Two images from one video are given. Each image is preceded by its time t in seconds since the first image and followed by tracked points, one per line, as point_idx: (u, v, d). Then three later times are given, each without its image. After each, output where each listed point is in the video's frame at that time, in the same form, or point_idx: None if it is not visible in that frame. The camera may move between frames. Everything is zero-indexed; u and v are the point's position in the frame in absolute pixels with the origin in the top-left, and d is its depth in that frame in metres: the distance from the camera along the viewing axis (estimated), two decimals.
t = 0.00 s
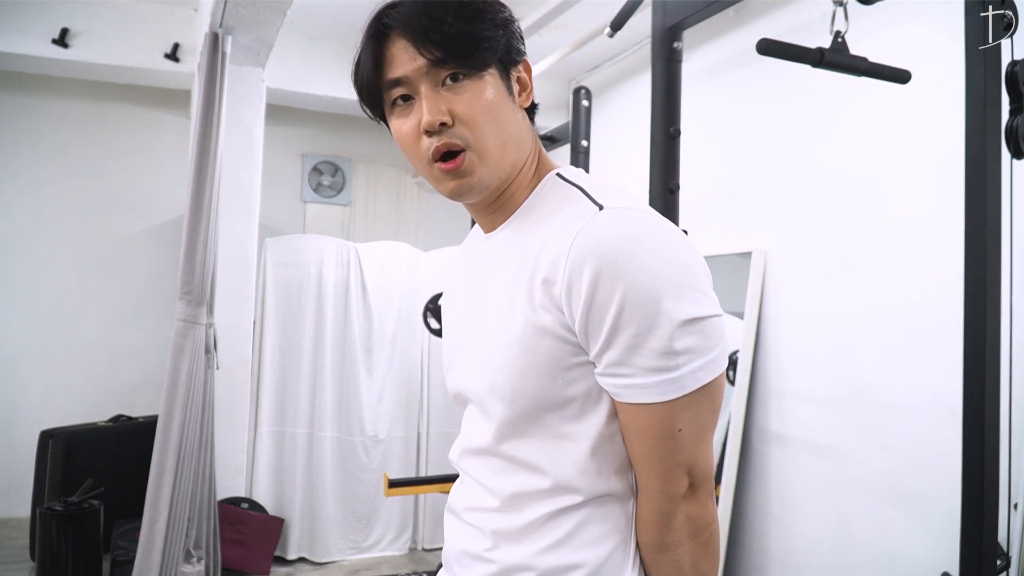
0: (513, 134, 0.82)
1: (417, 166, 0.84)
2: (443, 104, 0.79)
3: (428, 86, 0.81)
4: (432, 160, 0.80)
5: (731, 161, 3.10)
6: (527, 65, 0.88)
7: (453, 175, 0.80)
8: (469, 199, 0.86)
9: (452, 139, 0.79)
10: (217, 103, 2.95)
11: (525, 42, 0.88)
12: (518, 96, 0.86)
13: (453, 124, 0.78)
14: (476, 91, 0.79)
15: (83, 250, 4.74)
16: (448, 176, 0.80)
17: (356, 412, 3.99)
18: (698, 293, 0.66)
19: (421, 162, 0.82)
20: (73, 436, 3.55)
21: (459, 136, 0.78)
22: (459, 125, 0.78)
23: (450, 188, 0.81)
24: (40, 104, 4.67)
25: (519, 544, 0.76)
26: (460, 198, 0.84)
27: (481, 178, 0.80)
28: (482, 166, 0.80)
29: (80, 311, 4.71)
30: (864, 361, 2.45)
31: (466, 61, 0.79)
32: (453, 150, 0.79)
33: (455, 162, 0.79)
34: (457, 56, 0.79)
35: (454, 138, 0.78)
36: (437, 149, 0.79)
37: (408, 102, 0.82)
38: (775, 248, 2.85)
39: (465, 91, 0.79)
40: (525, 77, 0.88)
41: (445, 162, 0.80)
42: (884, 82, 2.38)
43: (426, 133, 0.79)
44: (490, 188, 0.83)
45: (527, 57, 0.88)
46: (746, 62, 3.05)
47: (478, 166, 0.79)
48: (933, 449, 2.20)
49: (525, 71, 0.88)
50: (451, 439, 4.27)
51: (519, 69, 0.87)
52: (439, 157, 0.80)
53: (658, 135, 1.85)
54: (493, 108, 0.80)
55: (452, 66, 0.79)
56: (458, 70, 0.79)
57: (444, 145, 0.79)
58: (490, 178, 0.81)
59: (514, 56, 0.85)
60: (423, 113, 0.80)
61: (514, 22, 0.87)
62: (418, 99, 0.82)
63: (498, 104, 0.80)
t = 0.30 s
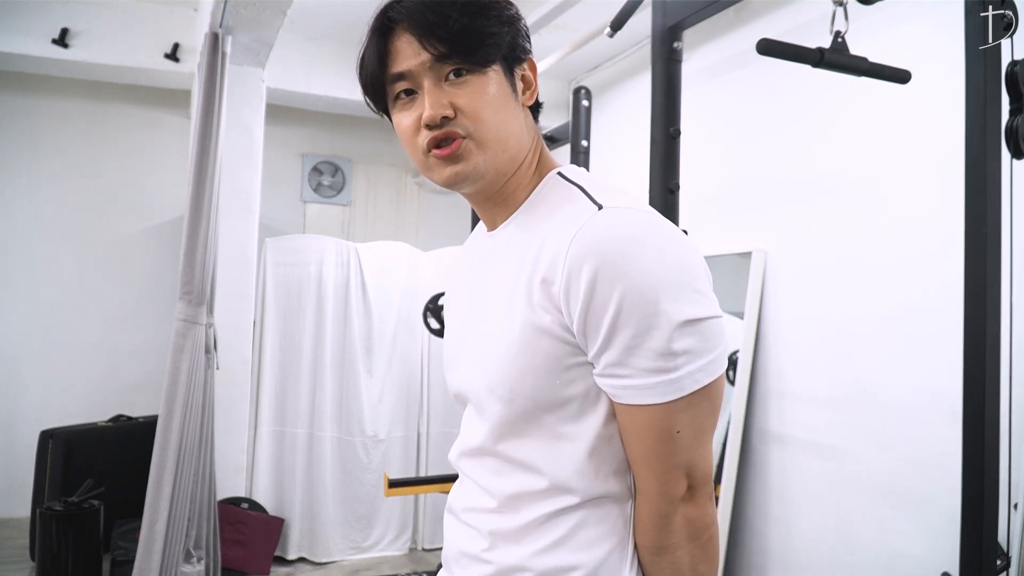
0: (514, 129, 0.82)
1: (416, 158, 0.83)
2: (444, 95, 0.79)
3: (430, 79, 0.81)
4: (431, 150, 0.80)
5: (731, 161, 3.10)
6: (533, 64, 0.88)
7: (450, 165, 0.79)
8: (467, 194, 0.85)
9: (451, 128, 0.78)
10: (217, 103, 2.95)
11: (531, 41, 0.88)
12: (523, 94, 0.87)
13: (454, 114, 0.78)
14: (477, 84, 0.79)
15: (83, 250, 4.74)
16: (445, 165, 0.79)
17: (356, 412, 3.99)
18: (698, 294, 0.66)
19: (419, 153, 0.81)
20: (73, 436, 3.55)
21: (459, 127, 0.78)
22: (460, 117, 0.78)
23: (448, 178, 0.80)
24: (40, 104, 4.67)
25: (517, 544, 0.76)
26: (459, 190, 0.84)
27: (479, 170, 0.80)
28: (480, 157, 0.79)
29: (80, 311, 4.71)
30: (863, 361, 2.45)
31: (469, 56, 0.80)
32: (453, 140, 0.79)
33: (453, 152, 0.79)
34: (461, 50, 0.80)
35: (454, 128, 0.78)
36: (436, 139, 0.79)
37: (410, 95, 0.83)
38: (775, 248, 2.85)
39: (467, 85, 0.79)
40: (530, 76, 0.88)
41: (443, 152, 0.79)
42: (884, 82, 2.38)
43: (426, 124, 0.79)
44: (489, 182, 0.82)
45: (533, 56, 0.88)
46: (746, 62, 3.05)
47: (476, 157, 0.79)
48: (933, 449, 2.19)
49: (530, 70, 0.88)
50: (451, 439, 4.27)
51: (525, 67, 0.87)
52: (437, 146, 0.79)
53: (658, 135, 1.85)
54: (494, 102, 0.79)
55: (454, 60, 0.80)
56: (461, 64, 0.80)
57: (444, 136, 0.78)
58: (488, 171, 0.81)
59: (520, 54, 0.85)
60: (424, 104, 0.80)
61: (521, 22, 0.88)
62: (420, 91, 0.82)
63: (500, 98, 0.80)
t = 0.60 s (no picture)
0: (525, 115, 0.82)
1: (425, 136, 0.84)
2: (457, 75, 0.79)
3: (443, 58, 0.81)
4: (441, 129, 0.80)
5: (730, 161, 3.10)
6: (548, 56, 0.88)
7: (457, 146, 0.79)
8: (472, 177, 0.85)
9: (461, 109, 0.78)
10: (217, 103, 2.95)
11: (550, 33, 0.88)
12: (536, 83, 0.86)
13: (465, 94, 0.78)
14: (491, 67, 0.79)
15: (82, 250, 4.74)
16: (453, 145, 0.79)
17: (356, 412, 3.99)
18: (702, 293, 0.66)
19: (429, 131, 0.82)
20: (73, 436, 3.55)
21: (470, 108, 0.78)
22: (471, 96, 0.78)
23: (454, 158, 0.80)
24: (40, 104, 4.67)
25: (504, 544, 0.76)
26: (466, 172, 0.84)
27: (486, 153, 0.80)
28: (488, 139, 0.79)
29: (80, 311, 4.71)
30: (863, 361, 2.45)
31: (484, 38, 0.79)
32: (463, 119, 0.79)
33: (462, 131, 0.79)
34: (477, 31, 0.79)
35: (464, 108, 0.78)
36: (446, 118, 0.79)
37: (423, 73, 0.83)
38: (775, 248, 2.84)
39: (481, 66, 0.79)
40: (546, 67, 0.88)
41: (452, 132, 0.79)
42: (884, 82, 2.38)
43: (436, 101, 0.79)
44: (495, 166, 0.83)
45: (551, 47, 0.88)
46: (746, 62, 3.05)
47: (484, 139, 0.79)
48: (933, 449, 2.19)
49: (545, 62, 0.87)
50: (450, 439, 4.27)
51: (540, 58, 0.87)
52: (447, 125, 0.79)
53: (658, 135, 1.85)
54: (506, 86, 0.79)
55: (469, 41, 0.80)
56: (476, 44, 0.80)
57: (454, 114, 0.79)
58: (495, 153, 0.81)
59: (536, 44, 0.85)
60: (436, 82, 0.80)
61: (542, 14, 0.88)
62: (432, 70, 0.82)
63: (513, 83, 0.80)
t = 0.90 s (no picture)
0: (564, 103, 0.81)
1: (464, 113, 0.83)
2: (500, 58, 0.78)
3: (489, 39, 0.79)
4: (479, 109, 0.80)
5: (731, 160, 3.10)
6: (597, 47, 0.85)
7: (493, 127, 0.79)
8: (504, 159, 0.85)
9: (500, 91, 0.78)
10: (217, 103, 2.95)
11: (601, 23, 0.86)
12: (579, 74, 0.84)
13: (506, 77, 0.77)
14: (535, 52, 0.78)
15: (82, 250, 4.73)
16: (487, 125, 0.79)
17: (356, 412, 4.00)
18: (716, 299, 0.66)
19: (467, 109, 0.82)
20: (73, 436, 3.55)
21: (507, 91, 0.77)
22: (511, 80, 0.77)
23: (488, 137, 0.80)
24: (39, 103, 4.66)
25: (468, 551, 0.71)
26: (498, 152, 0.84)
27: (519, 136, 0.80)
28: (522, 124, 0.79)
29: (80, 311, 4.71)
30: (863, 362, 2.45)
31: (532, 23, 0.78)
32: (500, 103, 0.78)
33: (499, 113, 0.78)
34: (526, 16, 0.77)
35: (503, 91, 0.77)
36: (484, 99, 0.79)
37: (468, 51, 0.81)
38: (775, 248, 2.84)
39: (524, 51, 0.78)
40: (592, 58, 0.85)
41: (489, 112, 0.79)
42: (884, 82, 2.38)
43: (477, 83, 0.79)
44: (527, 150, 0.82)
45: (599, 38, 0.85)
46: (746, 62, 3.05)
47: (518, 122, 0.79)
48: (933, 449, 2.19)
49: (593, 53, 0.85)
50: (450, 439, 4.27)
51: (587, 49, 0.84)
52: (484, 105, 0.79)
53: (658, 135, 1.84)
54: (548, 74, 0.78)
55: (518, 25, 0.78)
56: (523, 29, 0.78)
57: (493, 97, 0.78)
58: (528, 138, 0.80)
59: (585, 34, 0.82)
60: (479, 63, 0.79)
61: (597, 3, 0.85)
62: (478, 49, 0.80)
63: (556, 70, 0.79)
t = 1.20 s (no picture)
0: (587, 100, 0.78)
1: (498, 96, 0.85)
2: (528, 48, 0.77)
3: (523, 31, 0.78)
4: (503, 95, 0.80)
5: (731, 160, 3.10)
6: (642, 51, 0.81)
7: (512, 114, 0.80)
8: (525, 147, 0.85)
9: (521, 81, 0.78)
10: (217, 103, 2.95)
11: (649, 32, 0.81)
12: (614, 77, 0.80)
13: (530, 68, 0.77)
14: (564, 48, 0.76)
15: (82, 250, 4.73)
16: (508, 112, 0.80)
17: (356, 412, 4.00)
18: (712, 301, 0.66)
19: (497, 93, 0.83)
20: (73, 436, 3.54)
21: (528, 83, 0.77)
22: (534, 74, 0.77)
23: (508, 124, 0.81)
24: (39, 103, 4.66)
25: (453, 550, 0.70)
26: (519, 140, 0.84)
27: (534, 126, 0.80)
28: (538, 115, 0.79)
29: (80, 311, 4.71)
30: (863, 362, 2.45)
31: (565, 22, 0.76)
32: (521, 92, 0.78)
33: (518, 101, 0.79)
34: (561, 12, 0.76)
35: (524, 81, 0.78)
36: (508, 87, 0.79)
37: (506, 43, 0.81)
38: (775, 248, 2.85)
39: (553, 46, 0.76)
40: (634, 64, 0.80)
41: (510, 101, 0.80)
42: (884, 82, 2.38)
43: (504, 69, 0.79)
44: (544, 142, 0.82)
45: (644, 46, 0.80)
46: (745, 62, 3.06)
47: (534, 112, 0.79)
48: (933, 449, 2.20)
49: (636, 57, 0.80)
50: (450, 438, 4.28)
51: (629, 52, 0.80)
52: (508, 93, 0.80)
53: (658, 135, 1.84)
54: (572, 69, 0.76)
55: (551, 19, 0.76)
56: (556, 24, 0.76)
57: (514, 87, 0.78)
58: (543, 129, 0.80)
59: (625, 38, 0.78)
60: (509, 53, 0.79)
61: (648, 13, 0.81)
62: (514, 41, 0.80)
63: (581, 67, 0.76)
